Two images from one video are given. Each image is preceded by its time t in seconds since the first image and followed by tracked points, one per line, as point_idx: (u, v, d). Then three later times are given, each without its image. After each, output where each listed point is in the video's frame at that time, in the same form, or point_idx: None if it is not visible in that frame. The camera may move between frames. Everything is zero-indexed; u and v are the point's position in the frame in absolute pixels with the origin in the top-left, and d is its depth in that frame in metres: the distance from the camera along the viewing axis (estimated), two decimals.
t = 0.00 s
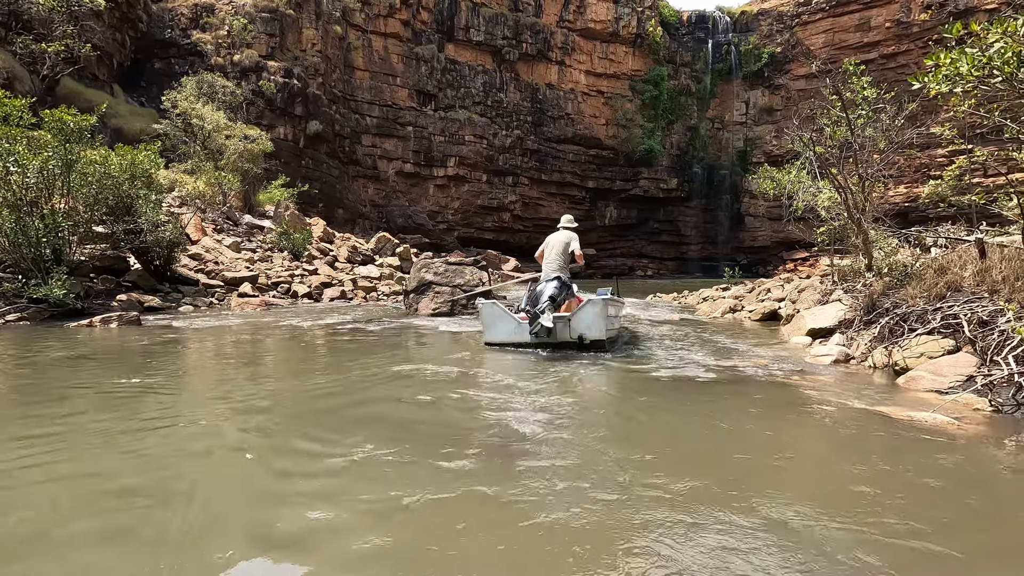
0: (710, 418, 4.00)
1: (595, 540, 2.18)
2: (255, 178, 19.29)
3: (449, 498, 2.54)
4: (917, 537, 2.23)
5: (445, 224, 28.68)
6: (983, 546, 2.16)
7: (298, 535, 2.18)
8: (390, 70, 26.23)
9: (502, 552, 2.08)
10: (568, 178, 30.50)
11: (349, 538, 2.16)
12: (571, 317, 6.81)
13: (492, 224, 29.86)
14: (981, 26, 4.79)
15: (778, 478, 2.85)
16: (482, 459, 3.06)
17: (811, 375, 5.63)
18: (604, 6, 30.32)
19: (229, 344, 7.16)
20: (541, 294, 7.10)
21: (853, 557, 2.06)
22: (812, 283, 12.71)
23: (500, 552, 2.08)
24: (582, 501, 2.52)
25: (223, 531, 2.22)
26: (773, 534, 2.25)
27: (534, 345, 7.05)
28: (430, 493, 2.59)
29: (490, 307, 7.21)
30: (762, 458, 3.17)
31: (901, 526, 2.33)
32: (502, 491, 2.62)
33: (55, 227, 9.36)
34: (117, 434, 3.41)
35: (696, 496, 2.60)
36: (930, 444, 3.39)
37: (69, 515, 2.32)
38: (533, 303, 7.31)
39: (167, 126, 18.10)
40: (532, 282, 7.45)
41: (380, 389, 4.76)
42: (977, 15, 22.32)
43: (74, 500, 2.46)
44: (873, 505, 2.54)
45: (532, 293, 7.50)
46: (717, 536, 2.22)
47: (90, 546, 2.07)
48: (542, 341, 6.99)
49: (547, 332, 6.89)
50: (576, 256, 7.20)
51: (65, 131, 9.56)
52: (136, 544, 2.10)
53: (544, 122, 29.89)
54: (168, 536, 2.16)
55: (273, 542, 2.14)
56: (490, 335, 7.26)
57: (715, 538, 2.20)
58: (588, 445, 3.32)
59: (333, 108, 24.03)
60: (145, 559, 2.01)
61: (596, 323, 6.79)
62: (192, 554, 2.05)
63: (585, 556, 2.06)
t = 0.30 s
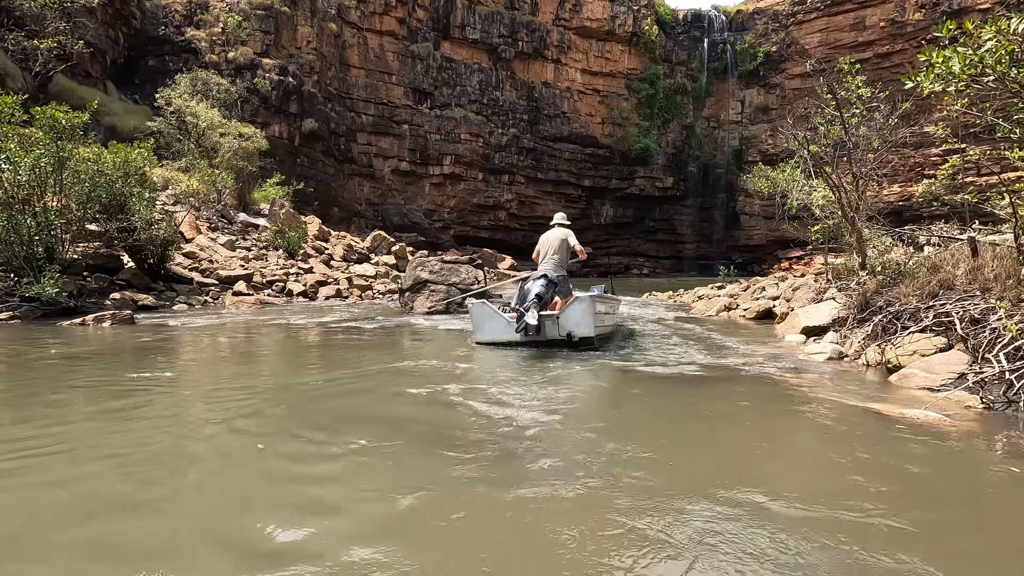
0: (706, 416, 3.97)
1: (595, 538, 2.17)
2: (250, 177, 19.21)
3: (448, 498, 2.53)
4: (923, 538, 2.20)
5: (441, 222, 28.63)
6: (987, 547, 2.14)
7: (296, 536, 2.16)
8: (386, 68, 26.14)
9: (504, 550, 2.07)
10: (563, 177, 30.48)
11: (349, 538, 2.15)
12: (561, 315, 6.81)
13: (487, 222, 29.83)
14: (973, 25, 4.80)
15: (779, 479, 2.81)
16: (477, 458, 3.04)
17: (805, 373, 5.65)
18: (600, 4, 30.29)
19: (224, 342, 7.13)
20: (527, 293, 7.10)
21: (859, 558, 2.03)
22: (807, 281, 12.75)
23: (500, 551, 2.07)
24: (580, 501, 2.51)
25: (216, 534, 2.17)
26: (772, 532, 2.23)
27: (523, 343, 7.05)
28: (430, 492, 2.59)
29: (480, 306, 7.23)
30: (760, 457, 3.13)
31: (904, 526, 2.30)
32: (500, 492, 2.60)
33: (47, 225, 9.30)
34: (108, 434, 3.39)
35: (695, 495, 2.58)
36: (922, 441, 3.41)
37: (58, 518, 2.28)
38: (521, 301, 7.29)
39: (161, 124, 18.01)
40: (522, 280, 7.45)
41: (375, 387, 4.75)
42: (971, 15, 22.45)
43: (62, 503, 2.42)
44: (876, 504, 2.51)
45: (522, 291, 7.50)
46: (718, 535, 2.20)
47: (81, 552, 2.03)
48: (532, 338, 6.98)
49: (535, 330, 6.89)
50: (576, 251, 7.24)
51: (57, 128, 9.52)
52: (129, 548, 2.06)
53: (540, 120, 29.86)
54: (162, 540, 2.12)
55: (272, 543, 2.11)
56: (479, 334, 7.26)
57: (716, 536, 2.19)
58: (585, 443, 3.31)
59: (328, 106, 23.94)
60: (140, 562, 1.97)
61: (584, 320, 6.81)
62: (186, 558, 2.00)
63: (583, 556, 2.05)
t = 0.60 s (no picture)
0: (703, 412, 3.96)
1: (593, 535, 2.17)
2: (245, 173, 19.10)
3: (445, 495, 2.52)
4: (924, 536, 2.19)
5: (436, 220, 28.56)
6: (986, 544, 2.14)
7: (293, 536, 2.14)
8: (381, 64, 26.04)
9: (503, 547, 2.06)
10: (559, 174, 30.45)
11: (349, 536, 2.14)
12: (553, 312, 6.80)
13: (483, 220, 29.79)
14: (967, 23, 4.80)
15: (777, 476, 2.80)
16: (474, 455, 3.03)
17: (798, 369, 5.68)
18: (596, 1, 30.25)
19: (218, 340, 7.11)
20: (520, 290, 7.08)
21: (860, 557, 2.02)
22: (801, 279, 12.81)
23: (499, 549, 2.06)
24: (578, 498, 2.50)
25: (211, 535, 2.14)
26: (771, 529, 2.23)
27: (517, 340, 7.06)
28: (427, 489, 2.58)
29: (473, 302, 7.21)
30: (757, 454, 3.13)
31: (904, 524, 2.29)
32: (497, 489, 2.59)
33: (39, 223, 9.22)
34: (101, 433, 3.37)
35: (693, 492, 2.58)
36: (917, 438, 3.42)
37: (48, 520, 2.24)
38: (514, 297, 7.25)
39: (154, 120, 17.88)
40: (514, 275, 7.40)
41: (370, 384, 4.74)
42: (964, 13, 22.56)
43: (52, 505, 2.38)
44: (874, 501, 2.51)
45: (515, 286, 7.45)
46: (717, 533, 2.19)
47: (73, 555, 1.98)
48: (525, 335, 6.98)
49: (529, 327, 6.88)
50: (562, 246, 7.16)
51: (47, 124, 9.49)
52: (122, 549, 2.02)
53: (535, 118, 29.82)
54: (155, 542, 2.08)
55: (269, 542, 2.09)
56: (474, 330, 7.25)
57: (714, 534, 2.18)
58: (582, 439, 3.30)
59: (323, 103, 23.82)
60: (134, 564, 1.93)
61: (577, 317, 6.81)
62: (183, 558, 1.97)
63: (583, 551, 2.05)
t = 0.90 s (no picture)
0: (701, 409, 3.96)
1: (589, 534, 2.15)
2: (238, 169, 18.97)
3: (440, 494, 2.50)
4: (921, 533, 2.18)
5: (431, 216, 28.48)
6: (985, 541, 2.13)
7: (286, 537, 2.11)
8: (375, 60, 25.92)
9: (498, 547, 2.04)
10: (555, 171, 30.41)
11: (343, 535, 2.12)
12: (545, 308, 6.83)
13: (478, 216, 29.72)
14: (961, 20, 4.82)
15: (772, 473, 2.79)
16: (469, 453, 3.02)
17: (792, 365, 5.71)
18: None
19: (213, 337, 7.08)
20: (511, 285, 7.01)
21: (859, 555, 2.00)
22: (795, 275, 12.85)
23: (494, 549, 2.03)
24: (574, 496, 2.48)
25: (203, 536, 2.11)
26: (768, 528, 2.21)
27: (510, 336, 7.10)
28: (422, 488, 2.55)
29: (467, 299, 7.28)
30: (754, 451, 3.12)
31: (904, 521, 2.28)
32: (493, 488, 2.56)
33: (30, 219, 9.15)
34: (95, 430, 3.35)
35: (689, 490, 2.56)
36: (911, 433, 3.44)
37: (40, 519, 2.21)
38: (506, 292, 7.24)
39: (147, 116, 17.75)
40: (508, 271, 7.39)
41: (367, 381, 4.75)
42: (958, 11, 22.64)
43: (45, 503, 2.36)
44: (873, 499, 2.49)
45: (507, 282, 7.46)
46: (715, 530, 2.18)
47: (64, 556, 1.95)
48: (517, 331, 7.03)
49: (521, 323, 6.91)
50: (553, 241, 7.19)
51: (39, 119, 9.40)
52: (117, 550, 2.00)
53: (531, 114, 29.75)
54: (148, 543, 2.05)
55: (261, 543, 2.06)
56: (467, 327, 7.29)
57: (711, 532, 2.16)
58: (579, 437, 3.29)
59: (318, 99, 23.71)
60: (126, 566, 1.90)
61: (569, 313, 6.83)
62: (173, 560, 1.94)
63: (579, 548, 2.04)
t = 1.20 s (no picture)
0: (698, 403, 3.96)
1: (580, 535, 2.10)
2: (233, 164, 18.85)
3: (430, 494, 2.45)
4: (921, 531, 2.14)
5: (427, 212, 28.38)
6: (984, 539, 2.10)
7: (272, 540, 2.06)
8: (371, 54, 25.76)
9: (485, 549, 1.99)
10: (551, 166, 30.37)
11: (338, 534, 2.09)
12: (539, 302, 6.85)
13: (474, 212, 29.65)
14: (956, 16, 4.81)
15: (771, 469, 2.77)
16: (465, 450, 2.99)
17: (788, 360, 5.74)
18: None
19: (208, 333, 7.05)
20: (505, 279, 6.99)
21: (854, 554, 1.97)
22: (791, 271, 12.89)
23: (479, 551, 1.98)
24: (565, 496, 2.44)
25: (189, 538, 2.06)
26: (764, 528, 2.16)
27: (504, 331, 7.13)
28: (414, 488, 2.50)
29: (462, 294, 7.30)
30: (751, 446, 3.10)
31: (901, 519, 2.25)
32: (486, 487, 2.52)
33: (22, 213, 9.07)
34: (90, 426, 3.34)
35: (685, 489, 2.53)
36: (908, 426, 3.44)
37: (33, 517, 2.19)
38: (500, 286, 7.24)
39: (140, 110, 17.60)
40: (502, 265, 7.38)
41: (364, 377, 4.74)
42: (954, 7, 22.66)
43: (38, 501, 2.34)
44: (869, 496, 2.47)
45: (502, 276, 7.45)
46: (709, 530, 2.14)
47: (54, 556, 1.92)
48: (511, 326, 7.05)
49: (515, 318, 6.92)
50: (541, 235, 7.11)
51: (30, 113, 9.33)
52: (97, 554, 1.95)
53: (527, 109, 29.66)
54: (137, 543, 2.02)
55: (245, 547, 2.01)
56: (461, 321, 7.32)
57: (703, 533, 2.12)
58: (575, 433, 3.27)
59: (312, 93, 23.56)
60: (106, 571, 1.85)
61: (562, 308, 6.84)
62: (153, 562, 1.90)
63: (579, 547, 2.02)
